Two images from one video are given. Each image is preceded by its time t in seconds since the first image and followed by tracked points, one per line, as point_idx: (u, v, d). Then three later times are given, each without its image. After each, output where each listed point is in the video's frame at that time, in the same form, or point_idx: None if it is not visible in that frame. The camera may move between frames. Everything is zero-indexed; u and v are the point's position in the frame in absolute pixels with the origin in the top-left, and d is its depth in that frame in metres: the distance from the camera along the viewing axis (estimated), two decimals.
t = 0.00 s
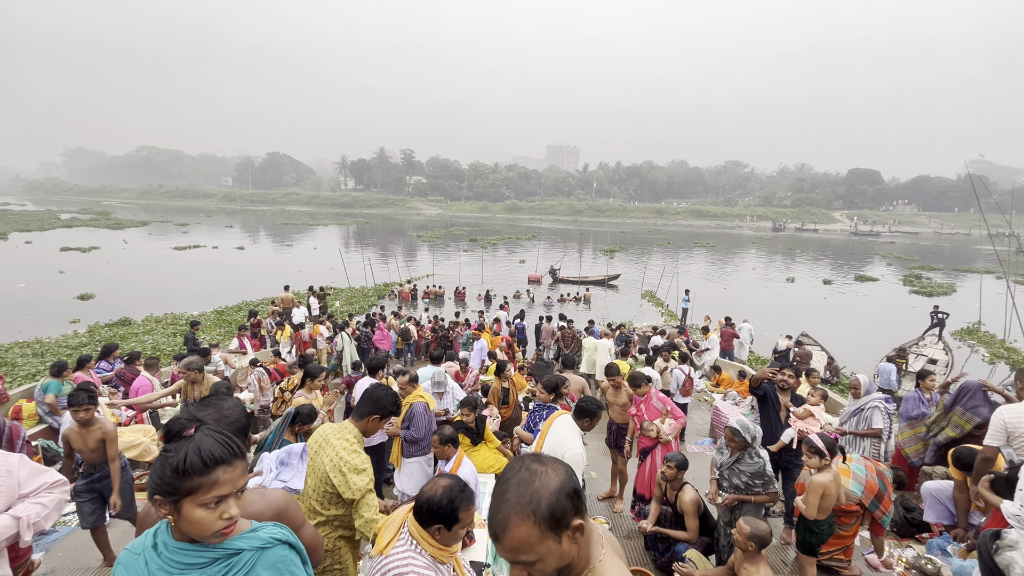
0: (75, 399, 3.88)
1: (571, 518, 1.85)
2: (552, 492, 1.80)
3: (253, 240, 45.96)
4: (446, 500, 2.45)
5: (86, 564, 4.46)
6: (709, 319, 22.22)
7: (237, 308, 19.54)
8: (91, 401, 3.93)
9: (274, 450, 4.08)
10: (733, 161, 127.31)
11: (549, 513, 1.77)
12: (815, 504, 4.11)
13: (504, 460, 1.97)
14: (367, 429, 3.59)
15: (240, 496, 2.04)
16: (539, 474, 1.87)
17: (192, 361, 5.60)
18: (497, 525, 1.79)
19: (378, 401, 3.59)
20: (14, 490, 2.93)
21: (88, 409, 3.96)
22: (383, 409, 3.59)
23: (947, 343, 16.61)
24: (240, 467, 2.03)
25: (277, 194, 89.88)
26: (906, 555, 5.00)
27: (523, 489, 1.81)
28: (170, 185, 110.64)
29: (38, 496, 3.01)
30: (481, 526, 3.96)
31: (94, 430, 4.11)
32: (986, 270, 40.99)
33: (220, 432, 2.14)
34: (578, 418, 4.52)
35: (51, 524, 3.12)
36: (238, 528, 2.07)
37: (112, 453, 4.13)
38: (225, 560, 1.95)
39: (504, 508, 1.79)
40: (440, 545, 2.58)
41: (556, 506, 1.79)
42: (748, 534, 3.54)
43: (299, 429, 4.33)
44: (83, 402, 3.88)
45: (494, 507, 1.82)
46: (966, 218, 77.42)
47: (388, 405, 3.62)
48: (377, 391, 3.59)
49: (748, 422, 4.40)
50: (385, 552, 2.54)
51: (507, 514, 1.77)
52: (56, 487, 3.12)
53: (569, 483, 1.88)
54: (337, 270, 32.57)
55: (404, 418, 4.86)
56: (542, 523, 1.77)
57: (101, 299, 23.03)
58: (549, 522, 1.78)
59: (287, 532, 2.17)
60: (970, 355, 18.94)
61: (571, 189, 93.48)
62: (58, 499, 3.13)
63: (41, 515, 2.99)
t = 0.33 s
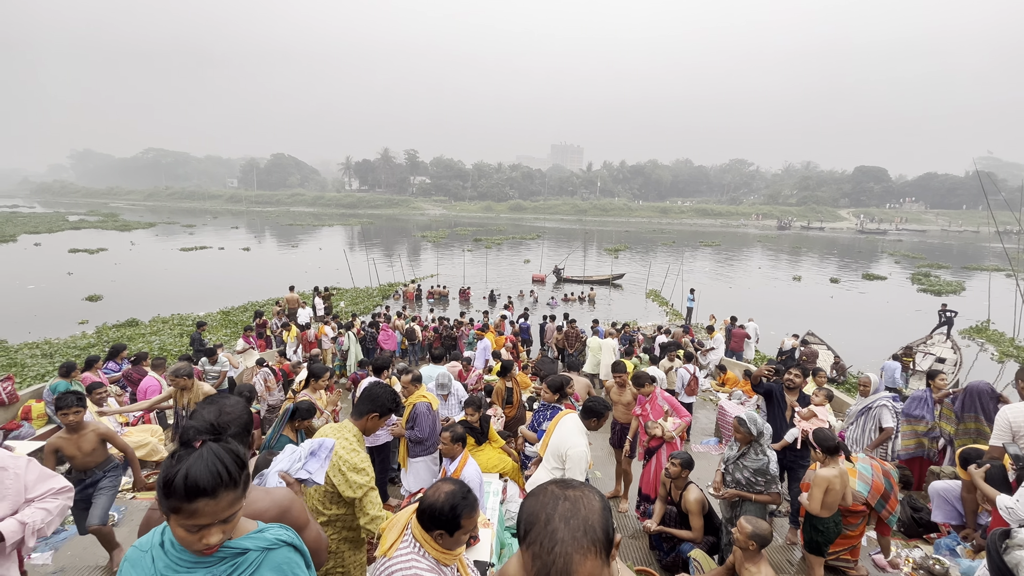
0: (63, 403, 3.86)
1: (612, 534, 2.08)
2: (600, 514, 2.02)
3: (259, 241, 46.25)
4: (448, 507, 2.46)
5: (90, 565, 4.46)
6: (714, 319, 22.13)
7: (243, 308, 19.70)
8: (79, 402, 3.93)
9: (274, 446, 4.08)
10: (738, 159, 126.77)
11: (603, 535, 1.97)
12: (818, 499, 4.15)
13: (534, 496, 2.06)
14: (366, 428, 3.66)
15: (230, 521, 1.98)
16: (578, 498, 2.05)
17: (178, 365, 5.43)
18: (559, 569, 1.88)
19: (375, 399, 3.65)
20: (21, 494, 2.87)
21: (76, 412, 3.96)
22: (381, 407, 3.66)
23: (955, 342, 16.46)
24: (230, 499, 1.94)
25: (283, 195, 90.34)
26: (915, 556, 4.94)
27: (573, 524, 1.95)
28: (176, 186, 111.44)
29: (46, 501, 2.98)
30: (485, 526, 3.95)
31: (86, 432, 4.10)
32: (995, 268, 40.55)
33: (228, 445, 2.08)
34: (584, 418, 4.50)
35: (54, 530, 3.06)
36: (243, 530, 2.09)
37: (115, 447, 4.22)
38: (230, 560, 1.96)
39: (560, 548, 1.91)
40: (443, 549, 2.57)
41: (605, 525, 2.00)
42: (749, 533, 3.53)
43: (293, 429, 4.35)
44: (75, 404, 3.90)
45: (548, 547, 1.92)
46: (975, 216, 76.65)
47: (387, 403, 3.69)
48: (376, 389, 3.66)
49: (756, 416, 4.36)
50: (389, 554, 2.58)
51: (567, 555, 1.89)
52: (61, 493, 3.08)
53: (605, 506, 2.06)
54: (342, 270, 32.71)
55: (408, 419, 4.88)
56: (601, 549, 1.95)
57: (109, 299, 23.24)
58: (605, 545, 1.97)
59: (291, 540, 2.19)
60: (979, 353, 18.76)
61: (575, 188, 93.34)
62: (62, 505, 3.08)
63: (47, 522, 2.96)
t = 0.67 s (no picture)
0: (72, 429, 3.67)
1: (652, 518, 2.02)
2: (642, 486, 2.02)
3: (266, 244, 46.58)
4: (454, 509, 2.46)
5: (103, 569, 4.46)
6: (721, 320, 22.05)
7: (251, 311, 19.85)
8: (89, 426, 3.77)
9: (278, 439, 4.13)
10: (744, 159, 126.15)
11: (644, 506, 1.94)
12: (817, 487, 4.11)
13: (580, 464, 2.12)
14: (371, 431, 3.73)
15: (227, 534, 1.96)
16: (622, 471, 2.07)
17: (167, 366, 5.36)
18: (596, 518, 1.83)
19: (379, 402, 3.75)
20: (31, 495, 2.90)
21: (86, 436, 3.79)
22: (386, 410, 3.74)
23: (966, 342, 16.27)
24: (227, 514, 1.92)
25: (289, 198, 90.99)
26: (927, 559, 4.87)
27: (616, 484, 1.96)
28: (185, 189, 112.58)
29: (58, 501, 3.01)
30: (491, 528, 3.93)
31: (91, 457, 3.92)
32: (1007, 268, 40.03)
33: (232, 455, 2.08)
34: (589, 419, 4.48)
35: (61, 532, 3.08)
36: (250, 537, 2.10)
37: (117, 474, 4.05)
38: (237, 567, 1.97)
39: (601, 500, 1.88)
40: (448, 552, 2.57)
41: (645, 499, 1.98)
42: (750, 535, 3.51)
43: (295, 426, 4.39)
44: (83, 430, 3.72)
45: (590, 501, 1.89)
46: (986, 215, 75.70)
47: (391, 407, 3.78)
48: (382, 392, 3.77)
49: (765, 419, 4.34)
50: (394, 558, 2.58)
51: (607, 505, 1.86)
52: (72, 495, 3.12)
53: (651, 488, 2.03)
54: (348, 272, 32.87)
55: (413, 420, 4.88)
56: (638, 518, 1.90)
57: (119, 302, 23.52)
58: (643, 516, 1.93)
59: (296, 545, 2.21)
60: (991, 354, 18.51)
61: (581, 189, 93.28)
62: (74, 506, 3.12)
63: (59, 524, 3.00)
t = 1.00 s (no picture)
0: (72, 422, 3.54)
1: (662, 546, 1.93)
2: (651, 512, 1.93)
3: (271, 246, 46.78)
4: (457, 510, 2.46)
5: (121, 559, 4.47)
6: (726, 321, 22.00)
7: (255, 313, 19.91)
8: (89, 420, 3.66)
9: (285, 423, 4.18)
10: (748, 160, 125.85)
11: (644, 534, 1.87)
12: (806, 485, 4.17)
13: (600, 472, 2.11)
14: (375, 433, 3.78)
15: (246, 538, 1.98)
16: (636, 491, 2.00)
17: (155, 364, 5.27)
18: (584, 535, 1.88)
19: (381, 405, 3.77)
20: (40, 497, 2.88)
21: (82, 431, 3.65)
22: (388, 412, 3.77)
23: (974, 343, 16.13)
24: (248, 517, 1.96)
25: (294, 201, 91.35)
26: (934, 562, 4.83)
27: (618, 504, 1.92)
28: (190, 193, 113.37)
29: (66, 506, 3.01)
30: (495, 530, 3.89)
31: (87, 456, 3.78)
32: (1015, 267, 39.71)
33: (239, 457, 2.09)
34: (589, 423, 4.36)
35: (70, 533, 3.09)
36: (254, 543, 2.10)
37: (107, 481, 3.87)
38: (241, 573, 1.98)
39: (594, 517, 1.90)
40: (452, 553, 2.57)
41: (652, 527, 1.90)
42: (755, 536, 3.48)
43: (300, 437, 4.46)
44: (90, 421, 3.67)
45: (588, 517, 1.91)
46: (993, 214, 75.15)
47: (392, 408, 3.80)
48: (383, 394, 3.78)
49: (773, 423, 4.24)
50: (398, 559, 2.58)
51: (597, 525, 1.87)
52: (79, 496, 3.11)
53: (662, 511, 1.97)
54: (352, 274, 32.94)
55: (416, 422, 4.89)
56: (635, 545, 1.86)
57: (126, 305, 23.66)
58: (642, 544, 1.87)
59: (302, 549, 2.23)
60: (999, 355, 18.35)
61: (584, 191, 93.32)
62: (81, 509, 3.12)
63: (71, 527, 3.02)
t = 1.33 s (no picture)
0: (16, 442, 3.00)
1: (648, 542, 1.91)
2: (635, 510, 1.90)
3: (274, 249, 46.94)
4: (458, 509, 2.46)
5: (130, 559, 4.43)
6: (729, 322, 21.99)
7: (260, 315, 19.99)
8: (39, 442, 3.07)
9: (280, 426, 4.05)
10: (751, 161, 125.77)
11: (627, 531, 1.86)
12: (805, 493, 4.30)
13: (588, 468, 2.11)
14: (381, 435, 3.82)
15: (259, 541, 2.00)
16: (621, 489, 1.98)
17: (144, 367, 5.28)
18: (569, 533, 1.89)
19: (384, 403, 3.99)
20: (39, 507, 2.80)
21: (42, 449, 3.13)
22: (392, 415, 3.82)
23: (980, 343, 16.04)
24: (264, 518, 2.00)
25: (297, 203, 91.68)
26: (940, 564, 4.81)
27: (602, 502, 1.91)
28: (194, 196, 113.88)
29: (57, 523, 2.86)
30: (497, 532, 3.84)
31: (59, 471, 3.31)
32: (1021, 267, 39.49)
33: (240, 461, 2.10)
34: (587, 423, 4.35)
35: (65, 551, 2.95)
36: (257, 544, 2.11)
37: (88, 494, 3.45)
38: None
39: (579, 516, 1.90)
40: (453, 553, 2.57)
41: (636, 524, 1.88)
42: (757, 536, 3.47)
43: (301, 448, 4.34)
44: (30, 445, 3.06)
45: (573, 516, 1.92)
46: (998, 213, 74.78)
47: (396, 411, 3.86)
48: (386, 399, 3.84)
49: (781, 425, 4.23)
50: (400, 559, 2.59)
51: (582, 524, 1.87)
52: (73, 511, 2.96)
53: (649, 507, 1.95)
54: (356, 276, 33.01)
55: (418, 424, 4.89)
56: (618, 542, 1.85)
57: (131, 307, 23.74)
58: (627, 542, 1.86)
59: (305, 551, 2.24)
60: (1006, 356, 18.23)
61: (586, 192, 93.45)
62: (72, 526, 2.95)
63: (60, 547, 2.84)
